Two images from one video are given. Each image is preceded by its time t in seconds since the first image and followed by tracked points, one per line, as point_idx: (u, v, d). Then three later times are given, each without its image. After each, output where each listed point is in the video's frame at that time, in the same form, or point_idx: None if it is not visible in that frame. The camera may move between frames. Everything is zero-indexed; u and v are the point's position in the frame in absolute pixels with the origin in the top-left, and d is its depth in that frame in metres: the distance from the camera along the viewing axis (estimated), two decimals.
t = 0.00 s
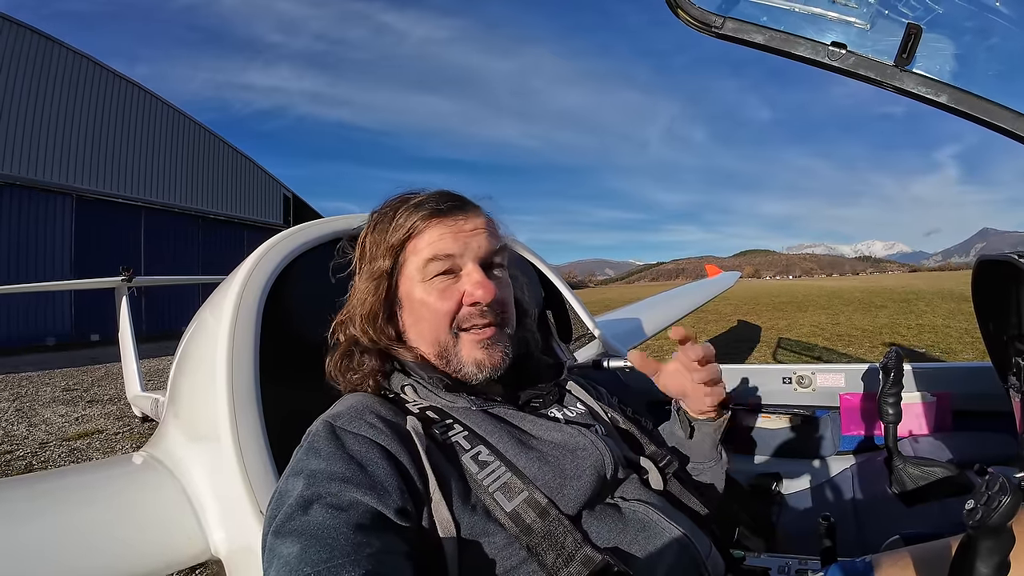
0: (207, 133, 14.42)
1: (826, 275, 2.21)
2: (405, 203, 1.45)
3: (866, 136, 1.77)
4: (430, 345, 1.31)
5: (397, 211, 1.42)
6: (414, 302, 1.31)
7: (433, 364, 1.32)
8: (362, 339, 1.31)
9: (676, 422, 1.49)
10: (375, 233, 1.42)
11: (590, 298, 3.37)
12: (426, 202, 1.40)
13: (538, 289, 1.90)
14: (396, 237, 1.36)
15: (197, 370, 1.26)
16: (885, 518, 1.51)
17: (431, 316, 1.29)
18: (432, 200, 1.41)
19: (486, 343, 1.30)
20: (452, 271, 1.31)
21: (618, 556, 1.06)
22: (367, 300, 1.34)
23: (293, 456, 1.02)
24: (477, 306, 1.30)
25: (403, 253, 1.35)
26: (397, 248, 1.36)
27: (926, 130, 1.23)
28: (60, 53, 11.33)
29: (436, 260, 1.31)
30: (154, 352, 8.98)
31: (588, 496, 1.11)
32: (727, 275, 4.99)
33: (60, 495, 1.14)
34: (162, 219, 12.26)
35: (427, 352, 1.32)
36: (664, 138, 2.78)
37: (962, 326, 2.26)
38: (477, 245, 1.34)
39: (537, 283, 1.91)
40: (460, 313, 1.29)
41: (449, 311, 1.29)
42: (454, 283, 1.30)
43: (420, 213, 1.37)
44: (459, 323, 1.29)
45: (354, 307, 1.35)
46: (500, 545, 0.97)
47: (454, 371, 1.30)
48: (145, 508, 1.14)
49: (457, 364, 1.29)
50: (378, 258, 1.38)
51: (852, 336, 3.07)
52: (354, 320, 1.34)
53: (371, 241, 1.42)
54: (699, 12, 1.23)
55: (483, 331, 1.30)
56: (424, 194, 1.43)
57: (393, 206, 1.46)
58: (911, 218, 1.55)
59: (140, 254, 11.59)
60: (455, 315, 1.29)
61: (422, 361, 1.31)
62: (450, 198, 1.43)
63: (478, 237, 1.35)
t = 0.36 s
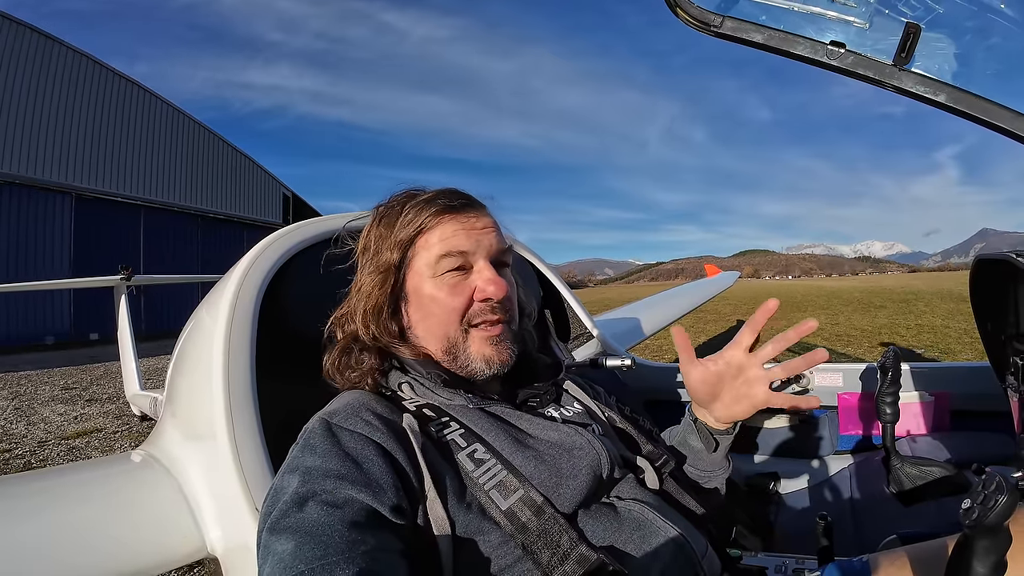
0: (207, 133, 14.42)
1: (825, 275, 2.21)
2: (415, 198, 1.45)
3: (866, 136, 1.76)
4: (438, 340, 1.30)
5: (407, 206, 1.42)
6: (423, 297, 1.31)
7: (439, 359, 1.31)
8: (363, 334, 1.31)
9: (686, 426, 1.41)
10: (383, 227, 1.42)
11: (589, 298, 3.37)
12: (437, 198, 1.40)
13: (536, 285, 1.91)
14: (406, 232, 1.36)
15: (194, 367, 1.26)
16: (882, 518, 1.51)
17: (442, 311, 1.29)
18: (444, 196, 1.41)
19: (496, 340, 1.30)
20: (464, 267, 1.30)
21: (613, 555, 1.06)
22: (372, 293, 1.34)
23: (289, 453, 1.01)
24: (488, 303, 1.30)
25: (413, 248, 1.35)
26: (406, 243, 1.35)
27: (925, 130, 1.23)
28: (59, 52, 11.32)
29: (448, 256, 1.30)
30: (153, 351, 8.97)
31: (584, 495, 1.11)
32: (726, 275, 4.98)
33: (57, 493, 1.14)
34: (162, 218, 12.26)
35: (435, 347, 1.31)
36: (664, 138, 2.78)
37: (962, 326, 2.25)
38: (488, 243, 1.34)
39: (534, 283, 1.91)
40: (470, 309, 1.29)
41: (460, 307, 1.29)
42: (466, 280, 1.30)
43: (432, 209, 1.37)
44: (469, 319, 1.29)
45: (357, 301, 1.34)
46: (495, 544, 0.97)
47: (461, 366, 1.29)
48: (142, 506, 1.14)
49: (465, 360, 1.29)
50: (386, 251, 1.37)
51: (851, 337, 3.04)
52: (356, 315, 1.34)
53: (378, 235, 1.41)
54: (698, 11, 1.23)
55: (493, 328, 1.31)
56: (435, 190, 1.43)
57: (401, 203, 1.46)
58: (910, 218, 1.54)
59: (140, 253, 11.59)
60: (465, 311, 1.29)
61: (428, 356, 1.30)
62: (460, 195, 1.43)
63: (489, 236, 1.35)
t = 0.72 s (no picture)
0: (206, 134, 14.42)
1: (825, 276, 2.21)
2: (419, 200, 1.44)
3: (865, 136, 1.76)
4: (442, 343, 1.29)
5: (411, 208, 1.41)
6: (428, 301, 1.30)
7: (443, 363, 1.31)
8: (365, 337, 1.31)
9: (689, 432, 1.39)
10: (387, 229, 1.41)
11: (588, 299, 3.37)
12: (442, 200, 1.39)
13: (536, 293, 1.90)
14: (410, 235, 1.35)
15: (194, 370, 1.25)
16: (883, 519, 1.51)
17: (446, 315, 1.28)
18: (449, 199, 1.40)
19: (500, 345, 1.30)
20: (469, 271, 1.29)
21: (613, 558, 1.05)
22: (375, 297, 1.33)
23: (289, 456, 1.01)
24: (493, 308, 1.29)
25: (417, 251, 1.34)
26: (410, 246, 1.34)
27: (925, 131, 1.23)
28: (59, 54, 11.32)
29: (453, 260, 1.29)
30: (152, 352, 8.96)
31: (584, 498, 1.11)
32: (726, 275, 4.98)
33: (57, 495, 1.14)
34: (161, 220, 12.26)
35: (438, 351, 1.30)
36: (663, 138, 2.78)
37: (962, 326, 2.25)
38: (492, 247, 1.33)
39: (534, 286, 1.91)
40: (475, 313, 1.29)
41: (465, 311, 1.28)
42: (470, 284, 1.29)
43: (436, 212, 1.35)
44: (474, 323, 1.29)
45: (359, 305, 1.34)
46: (495, 548, 0.97)
47: (465, 370, 1.30)
48: (142, 509, 1.14)
49: (469, 363, 1.29)
50: (390, 254, 1.36)
51: (852, 337, 3.04)
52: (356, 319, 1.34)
53: (382, 237, 1.40)
54: (698, 12, 1.22)
55: (498, 333, 1.31)
56: (440, 192, 1.42)
57: (405, 203, 1.44)
58: (910, 219, 1.54)
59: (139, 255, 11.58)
60: (470, 316, 1.28)
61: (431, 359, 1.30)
62: (464, 198, 1.42)
63: (493, 239, 1.34)
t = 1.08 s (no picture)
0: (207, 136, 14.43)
1: (824, 275, 2.21)
2: (407, 202, 1.43)
3: (865, 135, 1.76)
4: (432, 347, 1.30)
5: (398, 211, 1.41)
6: (415, 306, 1.31)
7: (434, 366, 1.31)
8: (358, 341, 1.30)
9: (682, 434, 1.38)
10: (376, 233, 1.41)
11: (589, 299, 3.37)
12: (428, 203, 1.39)
13: (535, 288, 1.89)
14: (396, 240, 1.35)
15: (194, 369, 1.26)
16: (883, 517, 1.50)
17: (433, 320, 1.29)
18: (436, 201, 1.39)
19: (489, 346, 1.30)
20: (454, 275, 1.30)
21: (613, 556, 1.06)
22: (366, 302, 1.33)
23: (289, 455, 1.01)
24: (480, 311, 1.29)
25: (405, 255, 1.34)
26: (398, 250, 1.34)
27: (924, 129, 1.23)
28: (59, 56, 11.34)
29: (438, 264, 1.29)
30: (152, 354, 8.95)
31: (583, 496, 1.11)
32: (727, 276, 4.98)
33: (57, 496, 1.14)
34: (161, 221, 12.26)
35: (429, 355, 1.31)
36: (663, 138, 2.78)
37: (962, 325, 2.25)
38: (478, 249, 1.33)
39: (535, 284, 1.91)
40: (462, 316, 1.29)
41: (451, 315, 1.28)
42: (456, 287, 1.29)
43: (421, 215, 1.35)
44: (461, 326, 1.29)
45: (352, 308, 1.34)
46: (494, 545, 0.97)
47: (457, 372, 1.30)
48: (142, 509, 1.14)
49: (460, 366, 1.29)
50: (378, 259, 1.36)
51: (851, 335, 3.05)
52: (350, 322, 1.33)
53: (372, 241, 1.40)
54: (696, 11, 1.23)
55: (487, 334, 1.30)
56: (428, 194, 1.42)
57: (393, 206, 1.44)
58: (909, 217, 1.54)
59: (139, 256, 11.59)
60: (458, 319, 1.29)
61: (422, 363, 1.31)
62: (452, 199, 1.41)
63: (479, 241, 1.34)
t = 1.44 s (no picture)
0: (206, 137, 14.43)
1: (825, 274, 2.21)
2: (410, 202, 1.43)
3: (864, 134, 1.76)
4: (438, 347, 1.30)
5: (401, 211, 1.40)
6: (421, 305, 1.30)
7: (439, 365, 1.31)
8: (360, 341, 1.30)
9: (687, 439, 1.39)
10: (379, 233, 1.40)
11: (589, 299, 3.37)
12: (432, 203, 1.39)
13: (536, 291, 1.89)
14: (401, 239, 1.35)
15: (194, 371, 1.25)
16: (885, 517, 1.50)
17: (440, 320, 1.28)
18: (439, 200, 1.39)
19: (495, 345, 1.30)
20: (460, 273, 1.30)
21: (614, 557, 1.06)
22: (369, 302, 1.33)
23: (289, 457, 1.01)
24: (486, 309, 1.30)
25: (409, 255, 1.34)
26: (402, 250, 1.34)
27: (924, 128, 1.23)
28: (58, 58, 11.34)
29: (444, 263, 1.29)
30: (153, 355, 8.95)
31: (584, 497, 1.11)
32: (727, 275, 4.98)
33: (57, 498, 1.14)
34: (162, 222, 12.27)
35: (435, 355, 1.31)
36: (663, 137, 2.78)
37: (962, 323, 2.25)
38: (483, 248, 1.33)
39: (534, 286, 1.91)
40: (468, 315, 1.29)
41: (458, 314, 1.28)
42: (462, 286, 1.30)
43: (426, 215, 1.35)
44: (468, 325, 1.29)
45: (355, 309, 1.34)
46: (496, 547, 0.96)
47: (462, 372, 1.29)
48: (143, 511, 1.14)
49: (465, 365, 1.29)
50: (382, 258, 1.36)
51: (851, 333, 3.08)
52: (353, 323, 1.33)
53: (375, 241, 1.40)
54: (695, 11, 1.22)
55: (492, 332, 1.30)
56: (431, 193, 1.42)
57: (395, 206, 1.44)
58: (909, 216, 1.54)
59: (140, 258, 11.59)
60: (464, 318, 1.29)
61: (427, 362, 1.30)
62: (455, 199, 1.41)
63: (484, 240, 1.34)
